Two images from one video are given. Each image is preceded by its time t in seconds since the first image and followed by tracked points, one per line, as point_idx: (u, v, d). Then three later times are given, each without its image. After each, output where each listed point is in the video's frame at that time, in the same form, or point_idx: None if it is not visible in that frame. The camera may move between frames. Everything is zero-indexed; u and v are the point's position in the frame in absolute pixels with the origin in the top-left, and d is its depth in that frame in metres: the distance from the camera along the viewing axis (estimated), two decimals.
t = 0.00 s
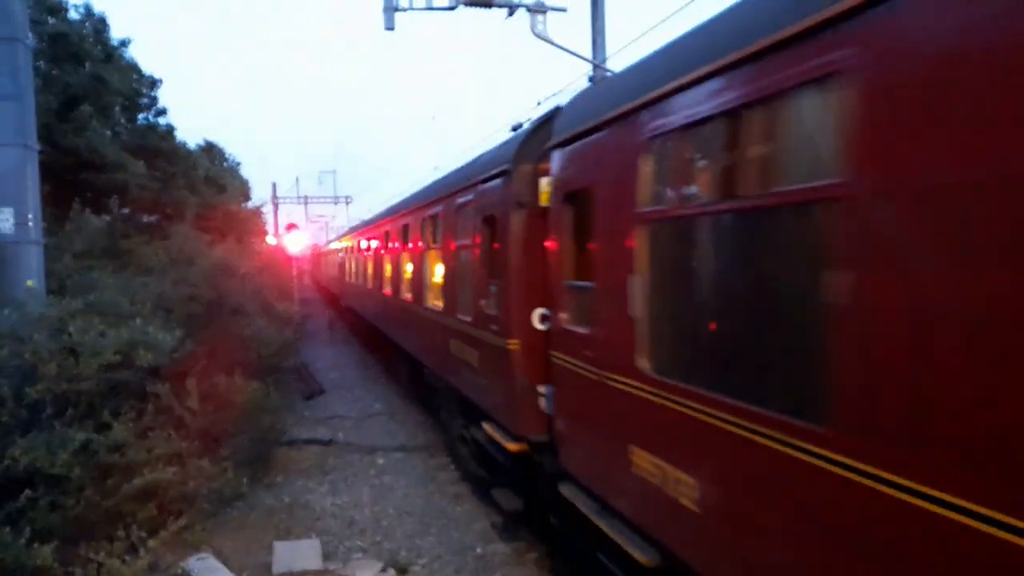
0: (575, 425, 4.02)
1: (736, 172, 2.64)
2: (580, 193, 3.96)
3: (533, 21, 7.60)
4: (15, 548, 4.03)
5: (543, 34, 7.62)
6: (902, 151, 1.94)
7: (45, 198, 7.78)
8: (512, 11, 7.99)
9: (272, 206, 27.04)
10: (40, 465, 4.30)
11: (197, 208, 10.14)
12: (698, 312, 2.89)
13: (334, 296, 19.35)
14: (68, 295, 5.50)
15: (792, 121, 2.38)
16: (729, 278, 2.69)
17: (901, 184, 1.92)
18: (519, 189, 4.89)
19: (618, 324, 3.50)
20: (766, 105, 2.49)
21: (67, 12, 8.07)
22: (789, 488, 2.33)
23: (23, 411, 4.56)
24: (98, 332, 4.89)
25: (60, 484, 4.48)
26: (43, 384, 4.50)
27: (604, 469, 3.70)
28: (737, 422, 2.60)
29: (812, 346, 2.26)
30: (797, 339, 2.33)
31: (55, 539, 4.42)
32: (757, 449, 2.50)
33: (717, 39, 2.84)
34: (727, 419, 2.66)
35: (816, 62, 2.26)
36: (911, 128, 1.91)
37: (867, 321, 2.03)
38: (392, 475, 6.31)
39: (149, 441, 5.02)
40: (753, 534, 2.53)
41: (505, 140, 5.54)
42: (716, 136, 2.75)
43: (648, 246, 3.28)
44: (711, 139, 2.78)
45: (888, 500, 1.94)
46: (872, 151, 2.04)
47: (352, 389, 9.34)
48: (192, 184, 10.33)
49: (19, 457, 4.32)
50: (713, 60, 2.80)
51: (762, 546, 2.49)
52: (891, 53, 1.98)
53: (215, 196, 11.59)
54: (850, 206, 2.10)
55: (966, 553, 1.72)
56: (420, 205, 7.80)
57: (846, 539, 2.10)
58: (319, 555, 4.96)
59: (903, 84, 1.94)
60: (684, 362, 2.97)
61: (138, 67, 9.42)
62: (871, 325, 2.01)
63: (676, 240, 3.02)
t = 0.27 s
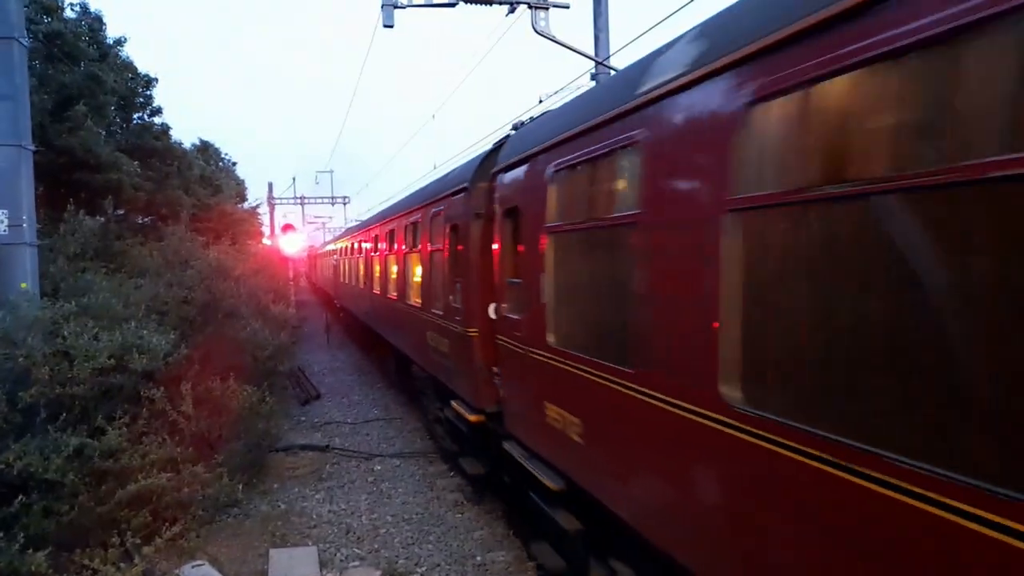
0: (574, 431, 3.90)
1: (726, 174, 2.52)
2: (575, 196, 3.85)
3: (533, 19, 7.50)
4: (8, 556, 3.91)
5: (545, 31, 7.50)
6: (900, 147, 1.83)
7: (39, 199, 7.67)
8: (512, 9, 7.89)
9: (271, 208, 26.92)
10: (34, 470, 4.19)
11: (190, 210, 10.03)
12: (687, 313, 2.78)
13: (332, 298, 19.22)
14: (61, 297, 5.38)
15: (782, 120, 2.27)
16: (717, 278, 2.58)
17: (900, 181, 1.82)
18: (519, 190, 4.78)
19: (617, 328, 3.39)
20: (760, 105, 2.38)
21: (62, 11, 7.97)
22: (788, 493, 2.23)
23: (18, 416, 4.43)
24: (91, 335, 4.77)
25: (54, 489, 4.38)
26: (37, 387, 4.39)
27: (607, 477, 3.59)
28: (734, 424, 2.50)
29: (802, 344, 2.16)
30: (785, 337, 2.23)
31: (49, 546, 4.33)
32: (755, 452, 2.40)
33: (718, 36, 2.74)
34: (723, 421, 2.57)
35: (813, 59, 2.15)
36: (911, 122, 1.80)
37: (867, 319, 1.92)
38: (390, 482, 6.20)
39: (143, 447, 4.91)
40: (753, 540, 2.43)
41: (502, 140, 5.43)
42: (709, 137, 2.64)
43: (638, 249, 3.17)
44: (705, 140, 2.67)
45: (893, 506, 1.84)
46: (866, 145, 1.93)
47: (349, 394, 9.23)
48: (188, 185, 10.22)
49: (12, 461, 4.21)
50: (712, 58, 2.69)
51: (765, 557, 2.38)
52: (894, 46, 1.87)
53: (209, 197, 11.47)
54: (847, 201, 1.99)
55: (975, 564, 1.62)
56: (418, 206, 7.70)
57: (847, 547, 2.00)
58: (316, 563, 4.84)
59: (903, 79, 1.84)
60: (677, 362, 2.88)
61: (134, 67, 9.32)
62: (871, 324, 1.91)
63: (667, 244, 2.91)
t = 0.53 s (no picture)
0: (575, 435, 3.84)
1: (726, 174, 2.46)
2: (571, 196, 3.79)
3: (532, 17, 7.45)
4: (4, 559, 3.85)
5: (544, 29, 7.45)
6: (910, 146, 1.78)
7: (34, 200, 7.61)
8: (511, 7, 7.84)
9: (268, 207, 26.85)
10: (31, 473, 4.17)
11: (186, 210, 9.98)
12: (686, 312, 2.72)
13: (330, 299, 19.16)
14: (56, 299, 5.33)
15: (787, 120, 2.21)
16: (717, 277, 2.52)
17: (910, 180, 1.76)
18: (517, 190, 4.73)
19: (619, 330, 3.32)
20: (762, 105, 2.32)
21: (57, 10, 7.92)
22: (789, 495, 2.17)
23: (14, 418, 4.42)
24: (87, 337, 4.71)
25: (50, 492, 4.33)
26: (33, 389, 4.35)
27: (608, 482, 3.53)
28: (734, 424, 2.45)
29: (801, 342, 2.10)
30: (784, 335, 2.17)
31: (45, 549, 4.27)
32: (755, 453, 2.34)
33: (719, 34, 2.68)
34: (722, 421, 2.51)
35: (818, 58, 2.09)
36: (922, 119, 1.75)
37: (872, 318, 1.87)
38: (389, 485, 6.15)
39: (139, 449, 4.84)
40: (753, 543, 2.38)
41: (499, 140, 5.38)
42: (708, 137, 2.58)
43: (636, 249, 3.10)
44: (705, 141, 2.61)
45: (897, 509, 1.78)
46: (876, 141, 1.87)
47: (346, 396, 9.17)
48: (184, 186, 10.16)
49: (9, 464, 4.20)
50: (711, 58, 2.63)
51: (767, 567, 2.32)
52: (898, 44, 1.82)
53: (205, 197, 11.42)
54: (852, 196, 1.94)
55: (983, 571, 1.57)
56: (416, 207, 7.65)
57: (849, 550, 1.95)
58: (314, 567, 4.78)
59: (912, 77, 1.78)
60: (678, 362, 2.82)
61: (129, 66, 9.27)
62: (876, 323, 1.86)
63: (666, 244, 2.85)
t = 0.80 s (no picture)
0: (576, 436, 3.80)
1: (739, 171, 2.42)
2: (574, 193, 3.74)
3: (532, 13, 7.40)
4: None
5: (544, 26, 7.40)
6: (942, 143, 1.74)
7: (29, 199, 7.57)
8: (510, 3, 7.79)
9: (265, 206, 26.76)
10: (26, 474, 4.12)
11: (182, 209, 9.93)
12: (690, 312, 2.70)
13: (326, 298, 19.09)
14: (52, 299, 5.29)
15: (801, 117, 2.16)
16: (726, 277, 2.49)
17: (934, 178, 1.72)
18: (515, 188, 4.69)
19: (621, 330, 3.28)
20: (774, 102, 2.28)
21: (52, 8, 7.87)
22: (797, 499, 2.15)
23: (6, 420, 4.39)
24: (82, 337, 4.61)
25: (45, 494, 4.30)
26: (28, 391, 4.31)
27: (608, 485, 3.49)
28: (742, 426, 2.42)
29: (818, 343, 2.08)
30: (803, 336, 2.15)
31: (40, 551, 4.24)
32: (760, 456, 2.32)
33: (726, 30, 2.64)
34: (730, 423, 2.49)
35: (835, 51, 2.04)
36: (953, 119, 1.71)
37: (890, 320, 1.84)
38: (387, 487, 6.10)
39: (135, 451, 4.78)
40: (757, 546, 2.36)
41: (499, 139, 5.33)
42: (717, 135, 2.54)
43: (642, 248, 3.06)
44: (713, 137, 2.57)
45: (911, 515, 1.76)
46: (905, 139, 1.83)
47: (344, 397, 9.12)
48: (180, 185, 10.10)
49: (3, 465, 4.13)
50: (718, 53, 2.59)
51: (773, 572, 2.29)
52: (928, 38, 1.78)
53: (201, 196, 11.38)
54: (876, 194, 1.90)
55: None
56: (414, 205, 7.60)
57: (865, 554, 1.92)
58: (312, 569, 4.74)
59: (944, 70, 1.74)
60: (684, 363, 2.80)
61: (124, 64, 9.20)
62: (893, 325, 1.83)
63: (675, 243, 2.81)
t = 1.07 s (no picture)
0: (574, 438, 3.75)
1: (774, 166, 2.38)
2: (579, 190, 3.68)
3: (532, 11, 7.35)
4: None
5: (543, 23, 7.35)
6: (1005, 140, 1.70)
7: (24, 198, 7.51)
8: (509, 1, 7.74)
9: (260, 205, 26.70)
10: (20, 476, 4.07)
11: (178, 209, 9.88)
12: (711, 308, 2.67)
13: (321, 297, 19.04)
14: (48, 298, 5.24)
15: (847, 110, 2.12)
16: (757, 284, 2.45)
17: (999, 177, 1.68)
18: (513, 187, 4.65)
19: (628, 331, 3.24)
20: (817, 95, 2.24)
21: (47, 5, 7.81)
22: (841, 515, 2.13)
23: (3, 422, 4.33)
24: (79, 337, 4.54)
25: (41, 495, 4.23)
26: (25, 391, 4.27)
27: (608, 487, 3.44)
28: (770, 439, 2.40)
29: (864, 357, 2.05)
30: (845, 348, 2.12)
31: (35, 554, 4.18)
32: (791, 471, 2.29)
33: (751, 22, 2.59)
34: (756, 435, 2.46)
35: (872, 38, 2.04)
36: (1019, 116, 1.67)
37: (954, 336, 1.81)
38: (385, 488, 6.05)
39: (130, 452, 4.71)
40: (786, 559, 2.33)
41: (497, 137, 5.28)
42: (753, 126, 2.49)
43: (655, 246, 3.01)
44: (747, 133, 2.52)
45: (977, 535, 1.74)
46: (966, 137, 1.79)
47: (340, 398, 9.07)
48: (176, 184, 10.05)
49: None
50: (749, 42, 2.54)
51: None
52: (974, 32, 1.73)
53: (197, 195, 11.33)
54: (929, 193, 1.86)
55: None
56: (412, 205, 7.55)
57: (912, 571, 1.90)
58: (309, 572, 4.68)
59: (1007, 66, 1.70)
60: (697, 366, 2.76)
61: (121, 63, 9.19)
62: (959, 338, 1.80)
63: (694, 241, 2.76)
